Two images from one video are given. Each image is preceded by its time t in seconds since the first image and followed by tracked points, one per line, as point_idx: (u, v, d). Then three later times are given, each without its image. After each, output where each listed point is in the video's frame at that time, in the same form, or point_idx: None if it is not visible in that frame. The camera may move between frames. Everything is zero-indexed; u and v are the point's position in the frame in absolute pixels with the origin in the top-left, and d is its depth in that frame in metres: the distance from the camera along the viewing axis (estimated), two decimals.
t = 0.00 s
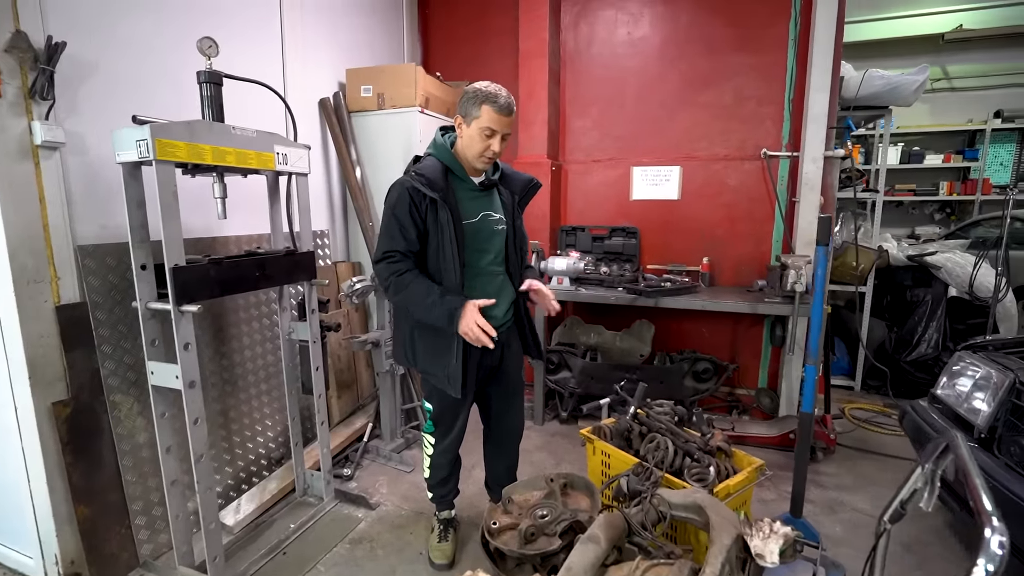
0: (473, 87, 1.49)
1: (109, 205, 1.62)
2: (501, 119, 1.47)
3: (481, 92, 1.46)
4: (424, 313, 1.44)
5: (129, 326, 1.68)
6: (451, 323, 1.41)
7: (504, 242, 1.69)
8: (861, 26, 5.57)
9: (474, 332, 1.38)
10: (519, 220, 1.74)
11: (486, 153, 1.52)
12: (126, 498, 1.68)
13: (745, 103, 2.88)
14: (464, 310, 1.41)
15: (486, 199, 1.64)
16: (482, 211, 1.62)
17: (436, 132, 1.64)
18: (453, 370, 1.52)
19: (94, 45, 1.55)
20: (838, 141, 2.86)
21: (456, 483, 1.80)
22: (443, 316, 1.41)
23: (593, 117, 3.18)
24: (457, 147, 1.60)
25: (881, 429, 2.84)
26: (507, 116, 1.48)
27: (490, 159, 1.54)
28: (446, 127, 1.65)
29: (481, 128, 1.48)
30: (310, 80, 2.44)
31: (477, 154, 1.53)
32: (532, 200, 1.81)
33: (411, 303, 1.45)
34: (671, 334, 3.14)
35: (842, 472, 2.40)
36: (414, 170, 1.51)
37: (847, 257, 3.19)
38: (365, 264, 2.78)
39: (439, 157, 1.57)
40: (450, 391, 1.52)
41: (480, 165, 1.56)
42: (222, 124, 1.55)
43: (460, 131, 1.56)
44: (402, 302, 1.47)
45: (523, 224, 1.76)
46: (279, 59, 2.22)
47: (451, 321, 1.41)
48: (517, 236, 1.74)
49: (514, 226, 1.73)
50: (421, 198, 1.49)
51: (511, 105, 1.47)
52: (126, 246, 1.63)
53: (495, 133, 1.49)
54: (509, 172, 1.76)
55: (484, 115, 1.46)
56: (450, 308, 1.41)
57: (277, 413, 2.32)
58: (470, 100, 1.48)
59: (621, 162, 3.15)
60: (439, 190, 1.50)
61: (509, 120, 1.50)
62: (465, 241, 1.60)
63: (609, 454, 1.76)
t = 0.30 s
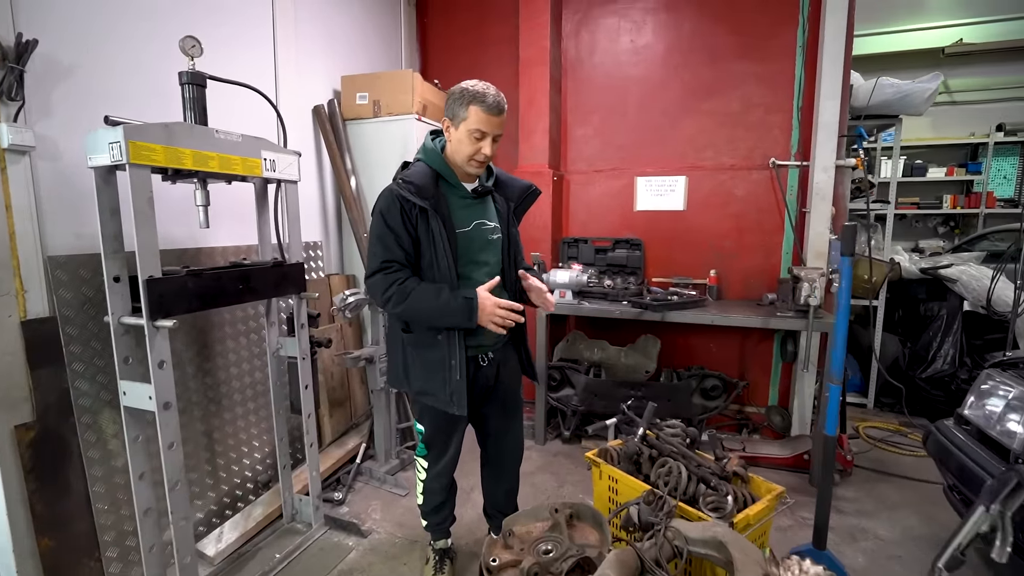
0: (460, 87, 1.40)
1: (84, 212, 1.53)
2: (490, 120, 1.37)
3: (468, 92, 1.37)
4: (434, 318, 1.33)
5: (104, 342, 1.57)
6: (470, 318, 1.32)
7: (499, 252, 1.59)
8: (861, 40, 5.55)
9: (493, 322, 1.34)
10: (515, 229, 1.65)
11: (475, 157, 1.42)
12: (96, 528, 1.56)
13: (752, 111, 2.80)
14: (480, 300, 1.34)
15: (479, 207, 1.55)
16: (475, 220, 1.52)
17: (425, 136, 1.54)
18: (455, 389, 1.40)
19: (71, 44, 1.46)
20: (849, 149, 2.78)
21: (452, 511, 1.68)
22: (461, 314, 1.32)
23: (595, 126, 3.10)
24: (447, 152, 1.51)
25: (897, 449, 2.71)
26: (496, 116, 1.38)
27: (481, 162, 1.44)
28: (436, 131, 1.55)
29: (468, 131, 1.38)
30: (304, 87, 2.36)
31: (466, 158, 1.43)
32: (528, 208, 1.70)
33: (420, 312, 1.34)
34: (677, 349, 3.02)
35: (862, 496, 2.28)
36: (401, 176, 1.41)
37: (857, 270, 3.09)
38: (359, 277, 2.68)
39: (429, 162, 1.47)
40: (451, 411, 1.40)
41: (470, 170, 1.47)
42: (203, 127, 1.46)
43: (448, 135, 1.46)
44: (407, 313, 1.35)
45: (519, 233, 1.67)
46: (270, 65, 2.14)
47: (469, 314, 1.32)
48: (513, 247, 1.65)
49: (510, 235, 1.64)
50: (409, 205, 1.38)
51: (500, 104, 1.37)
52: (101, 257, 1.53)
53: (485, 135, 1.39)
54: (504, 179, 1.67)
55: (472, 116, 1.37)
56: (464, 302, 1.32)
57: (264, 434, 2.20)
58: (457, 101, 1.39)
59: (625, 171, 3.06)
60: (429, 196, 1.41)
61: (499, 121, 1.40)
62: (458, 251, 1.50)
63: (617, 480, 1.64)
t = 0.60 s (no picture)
0: (447, 70, 1.28)
1: (53, 208, 1.41)
2: (478, 105, 1.25)
3: (455, 75, 1.25)
4: (407, 327, 1.22)
5: (76, 348, 1.46)
6: (444, 333, 1.20)
7: (494, 252, 1.46)
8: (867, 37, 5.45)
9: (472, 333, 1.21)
10: (512, 227, 1.51)
11: (464, 147, 1.31)
12: (66, 550, 1.44)
13: (763, 105, 2.69)
14: (456, 313, 1.21)
15: (471, 203, 1.42)
16: (466, 217, 1.40)
17: (414, 125, 1.42)
18: (433, 403, 1.28)
19: (34, 25, 1.34)
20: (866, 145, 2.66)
21: (451, 530, 1.55)
22: (433, 328, 1.20)
23: (600, 121, 2.99)
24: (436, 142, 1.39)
25: (917, 457, 2.59)
26: (486, 101, 1.26)
27: (471, 153, 1.32)
28: (426, 119, 1.43)
29: (456, 118, 1.27)
30: (296, 78, 2.25)
31: (454, 148, 1.31)
32: (529, 203, 1.56)
33: (391, 318, 1.23)
34: (686, 353, 2.91)
35: (885, 508, 2.16)
36: (380, 169, 1.28)
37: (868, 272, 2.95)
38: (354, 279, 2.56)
39: (415, 154, 1.35)
40: (429, 427, 1.28)
41: (460, 161, 1.35)
42: (181, 115, 1.34)
43: (435, 123, 1.34)
44: (379, 319, 1.24)
45: (517, 232, 1.53)
46: (258, 55, 2.03)
47: (443, 329, 1.20)
48: (510, 247, 1.50)
49: (507, 234, 1.50)
50: (387, 202, 1.26)
51: (490, 87, 1.25)
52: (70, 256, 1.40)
53: (474, 122, 1.27)
54: (502, 172, 1.54)
55: (459, 102, 1.25)
56: (438, 315, 1.20)
57: (253, 444, 2.09)
58: (444, 85, 1.27)
59: (630, 168, 2.95)
60: (410, 191, 1.28)
61: (491, 107, 1.28)
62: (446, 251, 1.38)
63: (629, 494, 1.54)
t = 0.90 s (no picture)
0: (432, 55, 1.20)
1: (29, 206, 1.31)
2: (468, 88, 1.16)
3: (440, 58, 1.17)
4: (421, 325, 1.14)
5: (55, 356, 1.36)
6: (459, 325, 1.15)
7: (494, 252, 1.36)
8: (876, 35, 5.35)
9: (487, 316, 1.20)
10: (511, 224, 1.37)
11: (457, 135, 1.20)
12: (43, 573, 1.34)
13: (778, 100, 2.59)
14: (471, 305, 1.18)
15: (466, 200, 1.32)
16: (461, 215, 1.30)
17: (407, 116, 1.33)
18: (438, 415, 1.19)
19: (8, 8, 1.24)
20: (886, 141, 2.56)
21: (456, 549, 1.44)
22: (448, 320, 1.15)
23: (607, 117, 2.89)
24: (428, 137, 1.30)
25: (939, 466, 2.49)
26: (476, 83, 1.16)
27: (465, 142, 1.22)
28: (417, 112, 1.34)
29: (445, 103, 1.17)
30: (292, 72, 2.15)
31: (447, 138, 1.21)
32: (532, 199, 1.42)
33: (402, 318, 1.15)
34: (696, 357, 2.81)
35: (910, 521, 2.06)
36: (367, 166, 1.18)
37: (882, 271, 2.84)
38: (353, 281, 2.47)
39: (405, 147, 1.25)
40: (437, 439, 1.19)
41: (454, 153, 1.24)
42: (166, 105, 1.24)
43: (426, 114, 1.25)
44: (387, 321, 1.15)
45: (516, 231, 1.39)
46: (253, 46, 1.94)
47: (458, 320, 1.15)
48: (507, 248, 1.38)
49: (505, 233, 1.37)
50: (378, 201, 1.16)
51: (479, 67, 1.16)
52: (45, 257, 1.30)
53: (465, 107, 1.18)
54: (502, 164, 1.41)
55: (447, 86, 1.16)
56: (452, 305, 1.15)
57: (247, 454, 1.99)
58: (430, 70, 1.19)
59: (639, 166, 2.85)
60: (401, 189, 1.18)
61: (482, 90, 1.18)
62: (443, 252, 1.29)
63: (646, 511, 1.44)
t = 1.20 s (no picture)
0: (450, 43, 1.08)
1: None
2: (495, 81, 1.07)
3: (463, 46, 1.06)
4: (424, 353, 1.03)
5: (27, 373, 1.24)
6: (469, 353, 1.03)
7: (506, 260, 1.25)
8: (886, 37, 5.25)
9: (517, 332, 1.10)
10: (525, 228, 1.29)
11: (479, 133, 1.10)
12: None
13: (797, 100, 2.48)
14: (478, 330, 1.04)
15: (475, 202, 1.20)
16: (471, 220, 1.18)
17: (404, 113, 1.21)
18: (450, 447, 1.08)
19: None
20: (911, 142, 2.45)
21: None
22: (456, 348, 1.02)
23: (618, 118, 2.78)
24: (433, 133, 1.17)
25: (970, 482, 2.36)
26: (502, 76, 1.08)
27: (485, 141, 1.13)
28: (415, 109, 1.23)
29: (468, 97, 1.06)
30: (291, 68, 2.04)
31: (467, 136, 1.11)
32: (544, 199, 1.35)
33: (405, 346, 1.03)
34: (713, 368, 2.69)
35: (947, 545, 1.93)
36: (365, 168, 1.06)
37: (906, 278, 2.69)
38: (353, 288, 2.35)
39: (406, 147, 1.14)
40: (447, 475, 1.08)
41: (471, 153, 1.14)
42: (149, 98, 1.13)
43: (436, 108, 1.13)
44: (388, 349, 1.04)
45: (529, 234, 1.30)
46: (249, 40, 1.83)
47: (466, 348, 1.03)
48: (520, 252, 1.29)
49: (518, 237, 1.28)
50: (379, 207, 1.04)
51: (504, 60, 1.08)
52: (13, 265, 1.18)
53: (489, 102, 1.09)
54: (510, 164, 1.32)
55: (471, 76, 1.05)
56: (459, 331, 1.02)
57: (240, 473, 1.87)
58: (449, 59, 1.07)
59: (651, 168, 2.74)
60: (404, 192, 1.07)
61: (505, 84, 1.10)
62: (452, 261, 1.16)
63: (671, 541, 1.33)
